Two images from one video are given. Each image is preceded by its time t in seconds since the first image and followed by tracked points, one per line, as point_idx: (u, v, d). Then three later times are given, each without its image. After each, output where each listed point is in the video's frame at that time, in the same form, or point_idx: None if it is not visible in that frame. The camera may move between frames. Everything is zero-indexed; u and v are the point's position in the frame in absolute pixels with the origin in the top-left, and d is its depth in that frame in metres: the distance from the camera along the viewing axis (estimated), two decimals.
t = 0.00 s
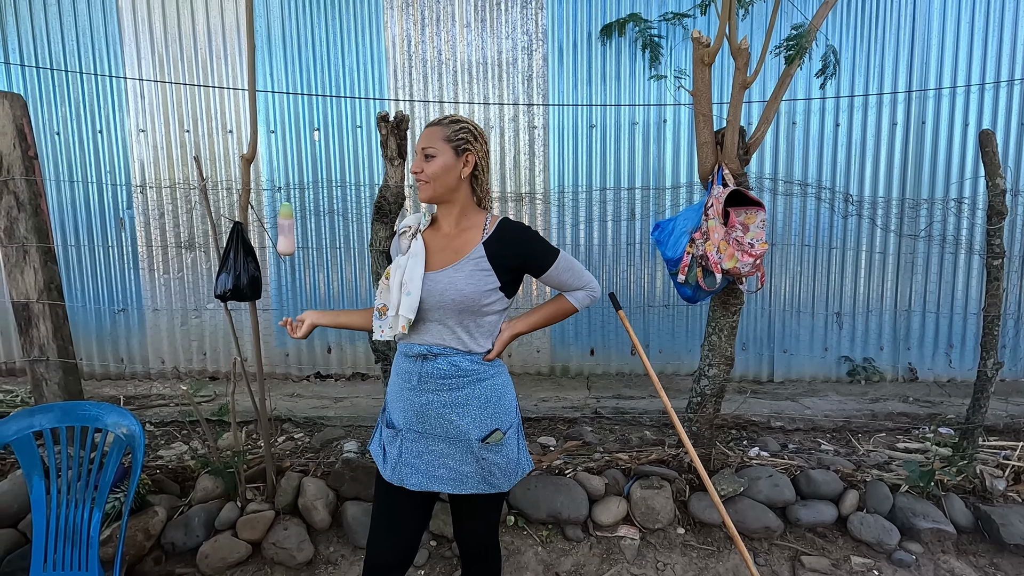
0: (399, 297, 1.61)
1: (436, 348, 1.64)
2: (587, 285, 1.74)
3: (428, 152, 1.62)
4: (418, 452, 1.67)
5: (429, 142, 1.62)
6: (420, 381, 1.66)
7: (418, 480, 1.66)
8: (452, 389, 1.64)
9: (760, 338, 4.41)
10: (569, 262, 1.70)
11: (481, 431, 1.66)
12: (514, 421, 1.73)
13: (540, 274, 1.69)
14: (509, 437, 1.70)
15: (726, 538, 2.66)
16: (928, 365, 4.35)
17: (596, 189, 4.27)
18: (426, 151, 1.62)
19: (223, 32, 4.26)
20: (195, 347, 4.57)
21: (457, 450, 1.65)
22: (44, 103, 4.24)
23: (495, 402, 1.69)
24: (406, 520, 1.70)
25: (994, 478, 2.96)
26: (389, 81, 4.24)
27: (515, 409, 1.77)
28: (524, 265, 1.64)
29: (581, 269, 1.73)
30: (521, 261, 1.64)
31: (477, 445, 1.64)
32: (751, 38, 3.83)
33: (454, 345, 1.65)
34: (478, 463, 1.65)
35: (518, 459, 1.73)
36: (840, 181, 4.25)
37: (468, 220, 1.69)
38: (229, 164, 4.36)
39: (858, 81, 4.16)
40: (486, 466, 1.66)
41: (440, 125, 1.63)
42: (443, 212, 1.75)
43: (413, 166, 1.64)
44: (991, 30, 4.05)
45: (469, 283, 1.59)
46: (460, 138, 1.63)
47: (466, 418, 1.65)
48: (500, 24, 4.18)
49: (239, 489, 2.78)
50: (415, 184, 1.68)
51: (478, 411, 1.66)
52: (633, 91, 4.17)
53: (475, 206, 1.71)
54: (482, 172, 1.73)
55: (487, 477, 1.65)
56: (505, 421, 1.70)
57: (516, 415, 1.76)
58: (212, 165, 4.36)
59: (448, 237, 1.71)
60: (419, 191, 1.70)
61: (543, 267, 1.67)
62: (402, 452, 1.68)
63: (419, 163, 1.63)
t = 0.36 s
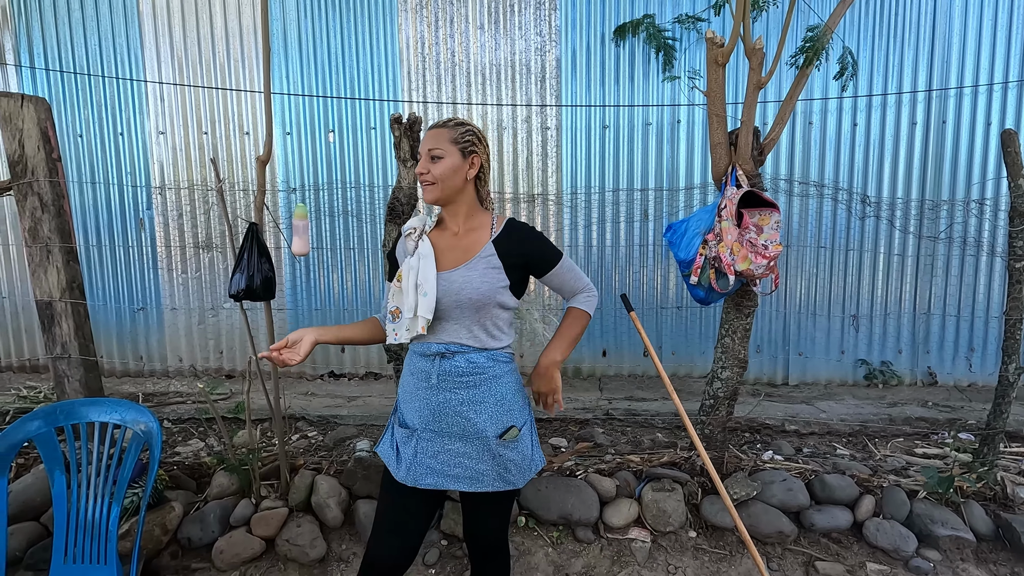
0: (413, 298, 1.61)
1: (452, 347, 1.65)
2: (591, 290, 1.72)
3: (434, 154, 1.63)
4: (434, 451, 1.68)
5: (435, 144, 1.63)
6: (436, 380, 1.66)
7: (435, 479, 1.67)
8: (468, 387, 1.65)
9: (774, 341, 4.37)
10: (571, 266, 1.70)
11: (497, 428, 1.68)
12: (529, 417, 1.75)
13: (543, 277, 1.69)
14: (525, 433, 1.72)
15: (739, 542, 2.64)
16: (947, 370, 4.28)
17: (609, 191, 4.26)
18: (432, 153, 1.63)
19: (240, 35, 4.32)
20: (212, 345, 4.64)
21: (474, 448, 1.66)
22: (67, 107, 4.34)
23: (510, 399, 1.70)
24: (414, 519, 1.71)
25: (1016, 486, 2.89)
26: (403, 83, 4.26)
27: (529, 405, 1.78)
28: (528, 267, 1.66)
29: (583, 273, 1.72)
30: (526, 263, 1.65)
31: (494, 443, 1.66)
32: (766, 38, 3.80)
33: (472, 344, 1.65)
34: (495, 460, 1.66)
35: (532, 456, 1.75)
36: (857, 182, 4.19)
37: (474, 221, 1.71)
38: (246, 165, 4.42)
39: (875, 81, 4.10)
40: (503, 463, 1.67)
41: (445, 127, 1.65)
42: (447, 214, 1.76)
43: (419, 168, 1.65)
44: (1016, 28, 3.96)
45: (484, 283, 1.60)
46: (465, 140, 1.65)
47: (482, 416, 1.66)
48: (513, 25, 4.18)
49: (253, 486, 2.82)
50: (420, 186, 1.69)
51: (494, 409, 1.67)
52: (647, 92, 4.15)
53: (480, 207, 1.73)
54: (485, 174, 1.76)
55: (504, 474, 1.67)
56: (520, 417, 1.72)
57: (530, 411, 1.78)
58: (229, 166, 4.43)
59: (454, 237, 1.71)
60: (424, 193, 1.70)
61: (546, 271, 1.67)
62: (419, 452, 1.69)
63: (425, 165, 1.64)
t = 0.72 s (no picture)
0: (415, 293, 1.57)
1: (449, 348, 1.65)
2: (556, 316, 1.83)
3: (444, 155, 1.63)
4: (436, 453, 1.68)
5: (445, 145, 1.63)
6: (435, 383, 1.66)
7: (440, 480, 1.67)
8: (468, 387, 1.65)
9: (790, 342, 4.32)
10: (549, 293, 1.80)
11: (498, 427, 1.69)
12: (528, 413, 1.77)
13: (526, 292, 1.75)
14: (524, 429, 1.74)
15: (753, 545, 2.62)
16: (968, 373, 4.20)
17: (622, 190, 4.24)
18: (442, 154, 1.63)
19: (256, 36, 4.36)
20: (227, 343, 4.71)
21: (476, 447, 1.67)
22: (88, 108, 4.42)
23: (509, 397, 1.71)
24: (418, 515, 1.72)
25: None
26: (416, 83, 4.29)
27: (526, 402, 1.80)
28: (520, 277, 1.70)
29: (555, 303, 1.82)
30: (520, 272, 1.69)
31: (496, 441, 1.67)
32: (782, 36, 3.76)
33: (467, 344, 1.65)
34: (498, 458, 1.68)
35: (533, 451, 1.77)
36: (875, 181, 4.12)
37: (478, 223, 1.73)
38: (263, 165, 4.48)
39: (894, 79, 4.03)
40: (506, 460, 1.69)
41: (456, 129, 1.65)
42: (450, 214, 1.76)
43: (429, 169, 1.64)
44: None
45: (487, 283, 1.62)
46: (474, 143, 1.67)
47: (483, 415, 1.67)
48: (526, 24, 4.18)
49: (267, 483, 2.85)
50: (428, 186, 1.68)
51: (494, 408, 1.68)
52: (660, 90, 4.13)
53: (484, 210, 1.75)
54: (490, 178, 1.78)
55: (508, 471, 1.68)
56: (519, 414, 1.74)
57: (528, 408, 1.80)
58: (246, 166, 4.49)
59: (456, 236, 1.71)
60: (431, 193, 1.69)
61: (533, 285, 1.74)
62: (421, 454, 1.68)
63: (435, 166, 1.64)
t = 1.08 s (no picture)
0: (420, 292, 1.56)
1: (453, 344, 1.65)
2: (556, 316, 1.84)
3: (441, 153, 1.63)
4: (437, 450, 1.67)
5: (442, 143, 1.63)
6: (437, 379, 1.65)
7: (441, 478, 1.66)
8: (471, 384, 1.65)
9: (806, 343, 4.26)
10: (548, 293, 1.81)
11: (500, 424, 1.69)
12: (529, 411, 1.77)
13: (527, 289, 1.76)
14: (526, 427, 1.74)
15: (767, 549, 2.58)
16: (990, 376, 4.11)
17: (635, 189, 4.21)
18: (439, 152, 1.63)
19: (271, 37, 4.40)
20: (242, 340, 4.76)
21: (478, 445, 1.67)
22: (108, 109, 4.49)
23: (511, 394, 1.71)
24: (421, 513, 1.72)
25: None
26: (429, 82, 4.29)
27: (527, 400, 1.80)
28: (521, 275, 1.71)
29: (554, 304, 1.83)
30: (521, 270, 1.71)
31: (498, 439, 1.67)
32: (799, 33, 3.71)
33: (473, 341, 1.65)
34: (500, 455, 1.68)
35: (534, 449, 1.78)
36: (895, 180, 4.05)
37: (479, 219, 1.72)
38: (279, 165, 4.52)
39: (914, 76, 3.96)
40: (508, 457, 1.69)
41: (451, 126, 1.65)
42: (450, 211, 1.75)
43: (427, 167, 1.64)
44: None
45: (489, 281, 1.62)
46: (471, 138, 1.67)
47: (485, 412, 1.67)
48: (539, 23, 4.17)
49: (280, 479, 2.87)
50: (427, 185, 1.68)
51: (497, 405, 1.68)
52: (674, 89, 4.09)
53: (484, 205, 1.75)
54: (487, 174, 1.78)
55: (510, 469, 1.68)
56: (521, 412, 1.74)
57: (529, 406, 1.80)
58: (261, 166, 4.53)
59: (456, 233, 1.71)
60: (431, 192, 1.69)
61: (534, 283, 1.76)
62: (422, 452, 1.68)
63: (432, 164, 1.64)
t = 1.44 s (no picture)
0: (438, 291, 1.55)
1: (471, 344, 1.64)
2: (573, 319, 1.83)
3: (456, 152, 1.62)
4: (456, 452, 1.66)
5: (456, 143, 1.62)
6: (455, 380, 1.64)
7: (459, 481, 1.65)
8: (489, 384, 1.64)
9: (819, 343, 4.20)
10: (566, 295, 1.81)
11: (518, 425, 1.68)
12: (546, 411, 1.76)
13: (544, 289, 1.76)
14: (543, 428, 1.73)
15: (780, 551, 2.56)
16: (1008, 378, 4.04)
17: (645, 187, 4.18)
18: (454, 152, 1.62)
19: (282, 36, 4.42)
20: (254, 338, 4.79)
21: (497, 446, 1.66)
22: (121, 108, 4.54)
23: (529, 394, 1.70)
24: (435, 514, 1.71)
25: None
26: (439, 81, 4.29)
27: (543, 400, 1.79)
28: (538, 273, 1.72)
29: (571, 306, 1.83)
30: (539, 269, 1.71)
31: (517, 439, 1.66)
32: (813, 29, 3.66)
33: (491, 341, 1.65)
34: (518, 457, 1.67)
35: (551, 450, 1.77)
36: (910, 178, 3.99)
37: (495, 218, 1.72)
38: (290, 164, 4.55)
39: (931, 72, 3.90)
40: (527, 459, 1.67)
41: (464, 126, 1.65)
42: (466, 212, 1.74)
43: (443, 167, 1.63)
44: None
45: (507, 280, 1.62)
46: (484, 137, 1.66)
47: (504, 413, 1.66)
48: (550, 20, 4.15)
49: (291, 476, 2.88)
50: (442, 185, 1.66)
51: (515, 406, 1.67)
52: (686, 86, 4.06)
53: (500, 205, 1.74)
54: (502, 174, 1.78)
55: (528, 470, 1.67)
56: (538, 412, 1.73)
57: (545, 406, 1.79)
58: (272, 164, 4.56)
59: (473, 232, 1.70)
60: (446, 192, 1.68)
61: (551, 283, 1.75)
62: (440, 454, 1.66)
63: (448, 164, 1.63)
